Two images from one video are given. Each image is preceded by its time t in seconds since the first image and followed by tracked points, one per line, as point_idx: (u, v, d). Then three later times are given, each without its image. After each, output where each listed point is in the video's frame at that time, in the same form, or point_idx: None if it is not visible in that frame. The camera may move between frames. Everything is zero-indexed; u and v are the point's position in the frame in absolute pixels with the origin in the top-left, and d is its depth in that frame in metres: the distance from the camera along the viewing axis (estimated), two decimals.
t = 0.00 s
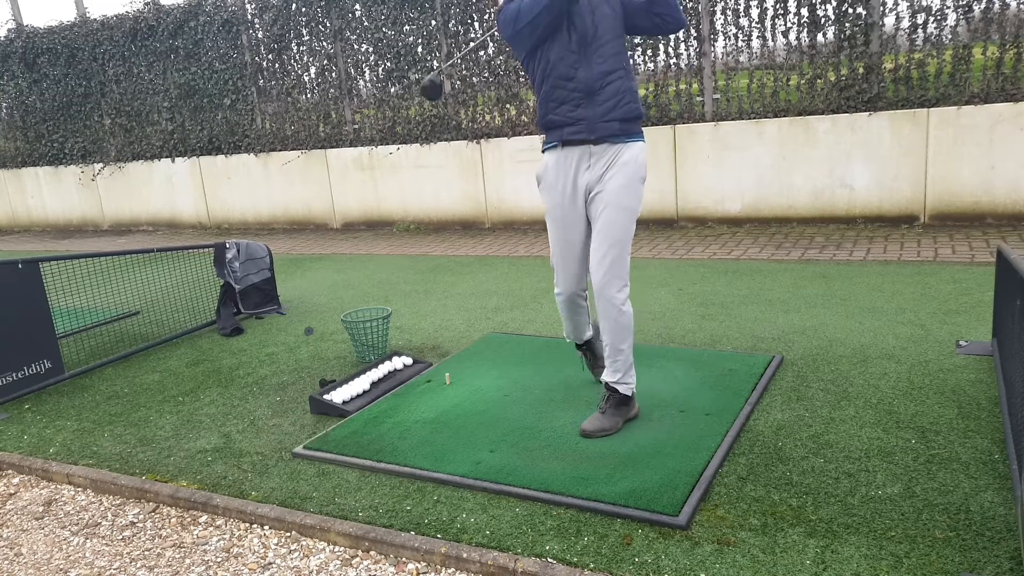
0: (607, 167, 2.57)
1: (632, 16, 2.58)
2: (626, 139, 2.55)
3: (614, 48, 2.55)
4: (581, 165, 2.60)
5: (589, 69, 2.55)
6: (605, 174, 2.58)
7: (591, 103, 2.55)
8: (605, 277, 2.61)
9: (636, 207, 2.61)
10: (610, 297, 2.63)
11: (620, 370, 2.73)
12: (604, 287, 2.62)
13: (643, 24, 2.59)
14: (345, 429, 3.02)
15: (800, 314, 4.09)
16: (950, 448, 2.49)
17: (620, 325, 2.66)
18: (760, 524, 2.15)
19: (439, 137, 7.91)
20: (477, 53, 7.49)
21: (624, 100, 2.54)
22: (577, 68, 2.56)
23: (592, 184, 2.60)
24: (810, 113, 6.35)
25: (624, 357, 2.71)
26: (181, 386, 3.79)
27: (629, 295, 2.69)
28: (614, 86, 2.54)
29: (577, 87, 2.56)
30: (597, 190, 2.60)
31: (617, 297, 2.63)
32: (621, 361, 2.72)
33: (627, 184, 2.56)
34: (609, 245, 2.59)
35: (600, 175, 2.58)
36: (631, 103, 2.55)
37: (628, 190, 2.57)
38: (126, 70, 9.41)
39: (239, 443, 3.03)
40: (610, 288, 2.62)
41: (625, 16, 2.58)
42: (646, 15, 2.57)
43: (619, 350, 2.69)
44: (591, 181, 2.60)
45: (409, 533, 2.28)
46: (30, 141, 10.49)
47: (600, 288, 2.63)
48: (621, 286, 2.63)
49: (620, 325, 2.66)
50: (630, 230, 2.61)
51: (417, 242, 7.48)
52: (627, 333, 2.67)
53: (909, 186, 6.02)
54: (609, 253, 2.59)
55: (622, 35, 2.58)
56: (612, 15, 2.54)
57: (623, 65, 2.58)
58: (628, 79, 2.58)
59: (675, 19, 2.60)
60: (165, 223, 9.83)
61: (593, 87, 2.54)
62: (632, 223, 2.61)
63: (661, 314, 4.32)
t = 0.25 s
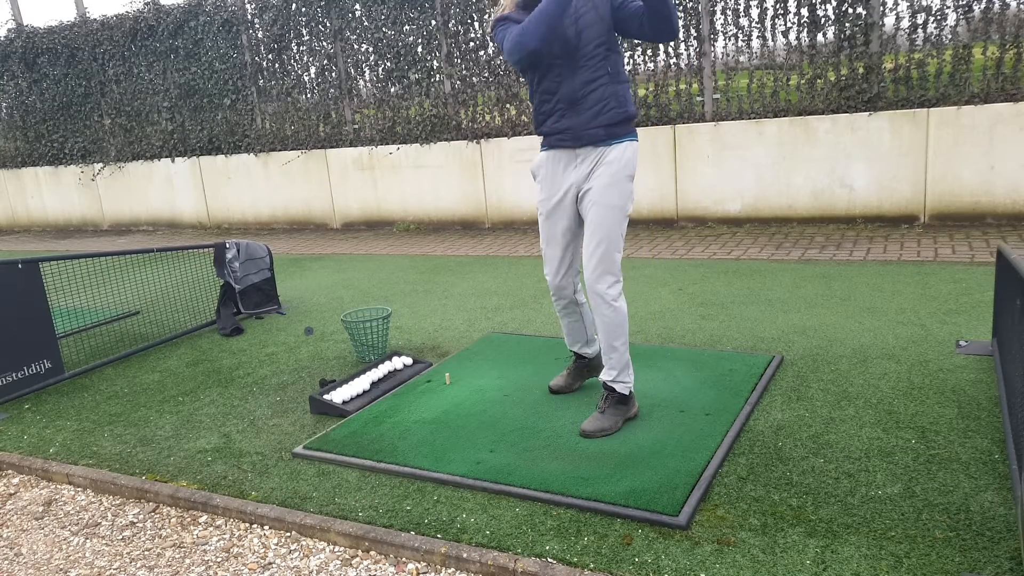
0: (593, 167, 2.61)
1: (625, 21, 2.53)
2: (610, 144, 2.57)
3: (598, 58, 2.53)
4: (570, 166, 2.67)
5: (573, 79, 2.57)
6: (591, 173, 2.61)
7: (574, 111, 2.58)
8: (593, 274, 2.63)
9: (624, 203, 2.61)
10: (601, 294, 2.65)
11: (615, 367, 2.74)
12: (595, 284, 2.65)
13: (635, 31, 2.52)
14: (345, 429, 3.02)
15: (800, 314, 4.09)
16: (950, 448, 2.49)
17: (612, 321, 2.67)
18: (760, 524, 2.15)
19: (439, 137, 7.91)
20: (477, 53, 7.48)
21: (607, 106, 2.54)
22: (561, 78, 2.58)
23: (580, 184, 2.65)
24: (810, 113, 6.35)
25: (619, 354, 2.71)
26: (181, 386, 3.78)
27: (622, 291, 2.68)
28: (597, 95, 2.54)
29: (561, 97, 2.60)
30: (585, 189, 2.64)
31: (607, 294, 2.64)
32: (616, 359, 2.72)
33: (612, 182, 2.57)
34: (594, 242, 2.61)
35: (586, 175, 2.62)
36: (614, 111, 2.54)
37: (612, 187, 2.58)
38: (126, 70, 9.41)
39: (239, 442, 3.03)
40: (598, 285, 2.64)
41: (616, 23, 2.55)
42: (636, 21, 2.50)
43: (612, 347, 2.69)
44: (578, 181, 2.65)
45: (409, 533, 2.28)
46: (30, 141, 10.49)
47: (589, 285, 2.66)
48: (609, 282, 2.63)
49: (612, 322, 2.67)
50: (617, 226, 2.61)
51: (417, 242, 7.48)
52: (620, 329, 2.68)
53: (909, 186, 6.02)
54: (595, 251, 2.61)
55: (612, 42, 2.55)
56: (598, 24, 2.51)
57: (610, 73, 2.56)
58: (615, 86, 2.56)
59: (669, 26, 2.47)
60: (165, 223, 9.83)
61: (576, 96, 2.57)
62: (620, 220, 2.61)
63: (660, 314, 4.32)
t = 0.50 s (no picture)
0: (583, 167, 2.66)
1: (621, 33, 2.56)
2: (595, 147, 2.61)
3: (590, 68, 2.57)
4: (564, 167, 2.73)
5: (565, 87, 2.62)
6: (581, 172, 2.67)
7: (563, 118, 2.64)
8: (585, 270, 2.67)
9: (614, 200, 2.64)
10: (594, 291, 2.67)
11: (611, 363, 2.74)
12: (588, 280, 2.67)
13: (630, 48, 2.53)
14: (345, 429, 3.02)
15: (801, 314, 4.09)
16: (950, 448, 2.49)
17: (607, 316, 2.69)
18: (760, 524, 2.15)
19: (439, 137, 7.90)
20: (477, 53, 7.48)
21: (595, 112, 2.58)
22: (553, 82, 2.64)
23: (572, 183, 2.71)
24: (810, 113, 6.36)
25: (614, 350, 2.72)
26: (180, 386, 3.78)
27: (616, 286, 2.71)
28: (586, 102, 2.59)
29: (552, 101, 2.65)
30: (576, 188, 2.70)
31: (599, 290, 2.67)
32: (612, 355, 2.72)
33: (601, 180, 2.61)
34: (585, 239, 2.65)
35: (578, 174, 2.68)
36: (601, 117, 2.58)
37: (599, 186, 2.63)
38: (126, 70, 9.41)
39: (239, 443, 3.03)
40: (591, 280, 2.66)
41: (612, 35, 2.58)
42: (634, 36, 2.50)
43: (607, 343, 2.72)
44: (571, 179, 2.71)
45: (409, 533, 2.28)
46: (30, 141, 10.49)
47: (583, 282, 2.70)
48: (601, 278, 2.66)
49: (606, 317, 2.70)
50: (608, 223, 2.64)
51: (417, 242, 7.48)
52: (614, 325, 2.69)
53: (909, 186, 6.02)
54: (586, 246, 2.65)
55: (606, 52, 2.59)
56: (593, 34, 2.55)
57: (602, 83, 2.60)
58: (605, 95, 2.60)
59: (664, 38, 2.47)
60: (165, 223, 9.83)
61: (566, 102, 2.61)
62: (610, 216, 2.64)
63: (660, 314, 4.32)
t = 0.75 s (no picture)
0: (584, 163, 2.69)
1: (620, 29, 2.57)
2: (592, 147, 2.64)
3: (587, 68, 2.61)
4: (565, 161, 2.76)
5: (563, 87, 2.66)
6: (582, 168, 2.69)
7: (561, 117, 2.68)
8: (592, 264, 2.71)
9: (617, 196, 2.67)
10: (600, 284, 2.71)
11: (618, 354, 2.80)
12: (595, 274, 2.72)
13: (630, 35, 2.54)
14: (345, 429, 3.02)
15: (801, 314, 4.09)
16: (950, 448, 2.49)
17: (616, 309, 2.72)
18: (760, 524, 2.15)
19: (439, 137, 7.90)
20: (477, 53, 7.48)
21: (591, 113, 2.61)
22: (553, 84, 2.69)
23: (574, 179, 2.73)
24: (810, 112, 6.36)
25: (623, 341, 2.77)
26: (180, 386, 3.78)
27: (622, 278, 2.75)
28: (582, 102, 2.62)
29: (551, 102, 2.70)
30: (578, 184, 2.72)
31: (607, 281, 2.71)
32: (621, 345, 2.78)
33: (602, 177, 2.63)
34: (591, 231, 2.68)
35: (578, 170, 2.70)
36: (597, 117, 2.61)
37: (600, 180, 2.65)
38: (126, 70, 9.41)
39: (239, 443, 3.03)
40: (598, 274, 2.71)
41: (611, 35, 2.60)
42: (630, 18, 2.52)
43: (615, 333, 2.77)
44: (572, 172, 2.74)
45: (409, 533, 2.28)
46: (30, 141, 10.49)
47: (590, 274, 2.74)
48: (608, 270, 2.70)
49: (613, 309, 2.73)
50: (612, 215, 2.68)
51: (417, 242, 7.48)
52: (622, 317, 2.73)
53: (909, 186, 6.02)
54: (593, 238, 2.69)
55: (604, 52, 2.60)
56: (589, 34, 2.58)
57: (599, 83, 2.62)
58: (603, 94, 2.61)
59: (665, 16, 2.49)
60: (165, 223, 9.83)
61: (563, 102, 2.66)
62: (613, 211, 2.68)
63: (660, 314, 4.32)
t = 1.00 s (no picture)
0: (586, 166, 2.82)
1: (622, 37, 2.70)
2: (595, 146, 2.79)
3: (591, 70, 2.75)
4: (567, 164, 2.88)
5: (568, 86, 2.81)
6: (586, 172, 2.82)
7: (566, 115, 2.82)
8: (610, 265, 2.86)
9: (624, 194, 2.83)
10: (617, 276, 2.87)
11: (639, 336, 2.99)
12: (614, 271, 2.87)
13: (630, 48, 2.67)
14: (345, 429, 3.02)
15: (801, 314, 4.09)
16: (950, 448, 2.49)
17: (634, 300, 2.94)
18: (760, 524, 2.15)
19: (439, 137, 7.90)
20: (477, 53, 7.48)
21: (594, 113, 2.75)
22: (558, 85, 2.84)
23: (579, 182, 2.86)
24: (810, 112, 6.36)
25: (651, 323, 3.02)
26: (181, 386, 3.78)
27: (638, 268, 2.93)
28: (585, 102, 2.76)
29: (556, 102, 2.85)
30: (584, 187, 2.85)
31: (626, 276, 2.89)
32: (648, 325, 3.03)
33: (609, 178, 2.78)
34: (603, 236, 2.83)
35: (581, 172, 2.83)
36: (599, 117, 2.75)
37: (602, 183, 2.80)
38: (126, 70, 9.40)
39: (240, 442, 3.03)
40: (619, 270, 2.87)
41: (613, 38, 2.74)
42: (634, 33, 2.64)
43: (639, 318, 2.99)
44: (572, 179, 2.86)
45: (409, 533, 2.28)
46: (30, 141, 10.49)
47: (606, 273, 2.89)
48: (625, 269, 2.86)
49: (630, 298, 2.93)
50: (620, 217, 2.83)
51: (417, 242, 7.47)
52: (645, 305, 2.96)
53: (909, 186, 6.02)
54: (605, 243, 2.84)
55: (608, 55, 2.75)
56: (593, 37, 2.72)
57: (602, 84, 2.76)
58: (606, 95, 2.76)
59: (663, 40, 2.80)
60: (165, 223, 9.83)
61: (568, 102, 2.80)
62: (621, 210, 2.83)
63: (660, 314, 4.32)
